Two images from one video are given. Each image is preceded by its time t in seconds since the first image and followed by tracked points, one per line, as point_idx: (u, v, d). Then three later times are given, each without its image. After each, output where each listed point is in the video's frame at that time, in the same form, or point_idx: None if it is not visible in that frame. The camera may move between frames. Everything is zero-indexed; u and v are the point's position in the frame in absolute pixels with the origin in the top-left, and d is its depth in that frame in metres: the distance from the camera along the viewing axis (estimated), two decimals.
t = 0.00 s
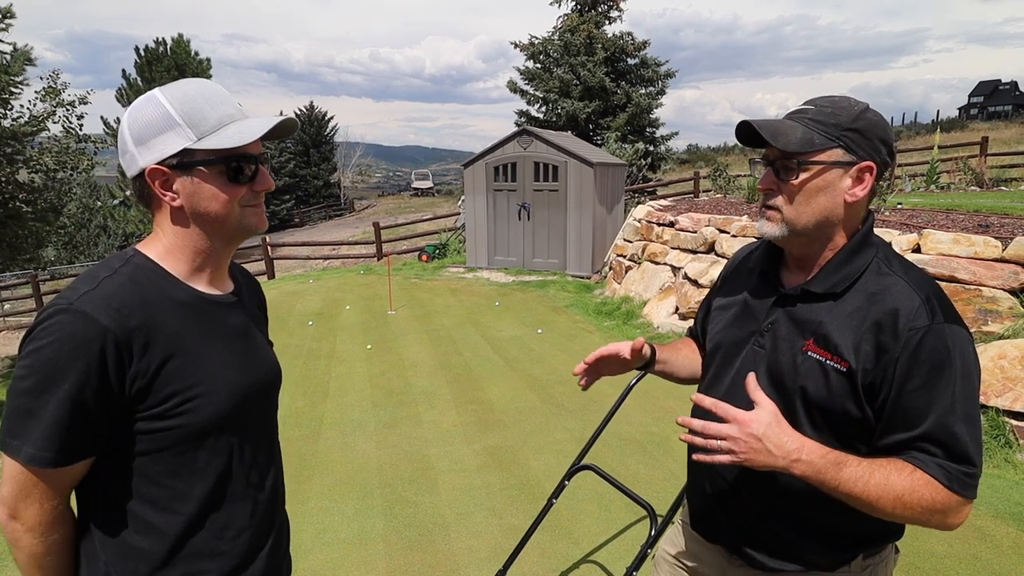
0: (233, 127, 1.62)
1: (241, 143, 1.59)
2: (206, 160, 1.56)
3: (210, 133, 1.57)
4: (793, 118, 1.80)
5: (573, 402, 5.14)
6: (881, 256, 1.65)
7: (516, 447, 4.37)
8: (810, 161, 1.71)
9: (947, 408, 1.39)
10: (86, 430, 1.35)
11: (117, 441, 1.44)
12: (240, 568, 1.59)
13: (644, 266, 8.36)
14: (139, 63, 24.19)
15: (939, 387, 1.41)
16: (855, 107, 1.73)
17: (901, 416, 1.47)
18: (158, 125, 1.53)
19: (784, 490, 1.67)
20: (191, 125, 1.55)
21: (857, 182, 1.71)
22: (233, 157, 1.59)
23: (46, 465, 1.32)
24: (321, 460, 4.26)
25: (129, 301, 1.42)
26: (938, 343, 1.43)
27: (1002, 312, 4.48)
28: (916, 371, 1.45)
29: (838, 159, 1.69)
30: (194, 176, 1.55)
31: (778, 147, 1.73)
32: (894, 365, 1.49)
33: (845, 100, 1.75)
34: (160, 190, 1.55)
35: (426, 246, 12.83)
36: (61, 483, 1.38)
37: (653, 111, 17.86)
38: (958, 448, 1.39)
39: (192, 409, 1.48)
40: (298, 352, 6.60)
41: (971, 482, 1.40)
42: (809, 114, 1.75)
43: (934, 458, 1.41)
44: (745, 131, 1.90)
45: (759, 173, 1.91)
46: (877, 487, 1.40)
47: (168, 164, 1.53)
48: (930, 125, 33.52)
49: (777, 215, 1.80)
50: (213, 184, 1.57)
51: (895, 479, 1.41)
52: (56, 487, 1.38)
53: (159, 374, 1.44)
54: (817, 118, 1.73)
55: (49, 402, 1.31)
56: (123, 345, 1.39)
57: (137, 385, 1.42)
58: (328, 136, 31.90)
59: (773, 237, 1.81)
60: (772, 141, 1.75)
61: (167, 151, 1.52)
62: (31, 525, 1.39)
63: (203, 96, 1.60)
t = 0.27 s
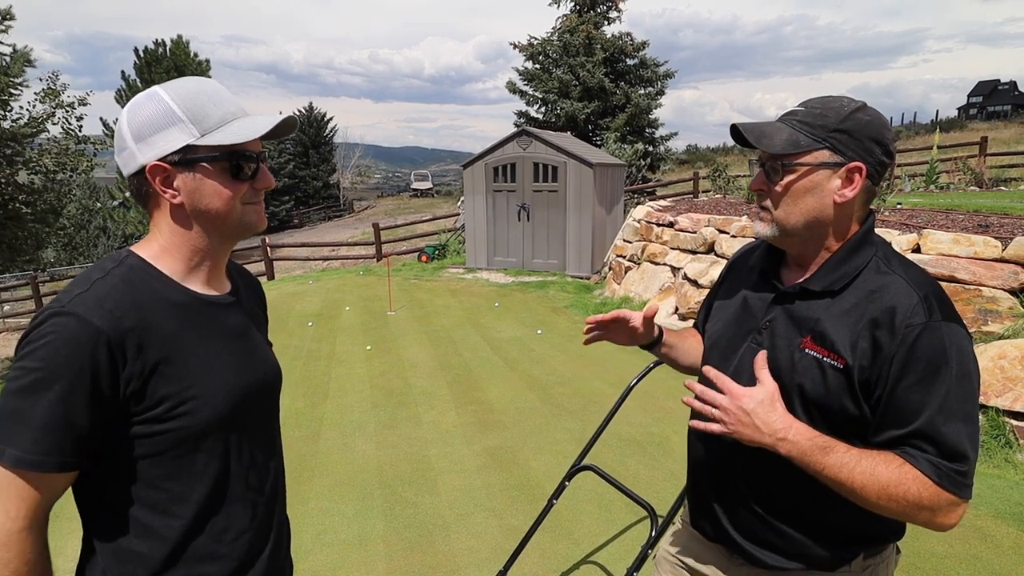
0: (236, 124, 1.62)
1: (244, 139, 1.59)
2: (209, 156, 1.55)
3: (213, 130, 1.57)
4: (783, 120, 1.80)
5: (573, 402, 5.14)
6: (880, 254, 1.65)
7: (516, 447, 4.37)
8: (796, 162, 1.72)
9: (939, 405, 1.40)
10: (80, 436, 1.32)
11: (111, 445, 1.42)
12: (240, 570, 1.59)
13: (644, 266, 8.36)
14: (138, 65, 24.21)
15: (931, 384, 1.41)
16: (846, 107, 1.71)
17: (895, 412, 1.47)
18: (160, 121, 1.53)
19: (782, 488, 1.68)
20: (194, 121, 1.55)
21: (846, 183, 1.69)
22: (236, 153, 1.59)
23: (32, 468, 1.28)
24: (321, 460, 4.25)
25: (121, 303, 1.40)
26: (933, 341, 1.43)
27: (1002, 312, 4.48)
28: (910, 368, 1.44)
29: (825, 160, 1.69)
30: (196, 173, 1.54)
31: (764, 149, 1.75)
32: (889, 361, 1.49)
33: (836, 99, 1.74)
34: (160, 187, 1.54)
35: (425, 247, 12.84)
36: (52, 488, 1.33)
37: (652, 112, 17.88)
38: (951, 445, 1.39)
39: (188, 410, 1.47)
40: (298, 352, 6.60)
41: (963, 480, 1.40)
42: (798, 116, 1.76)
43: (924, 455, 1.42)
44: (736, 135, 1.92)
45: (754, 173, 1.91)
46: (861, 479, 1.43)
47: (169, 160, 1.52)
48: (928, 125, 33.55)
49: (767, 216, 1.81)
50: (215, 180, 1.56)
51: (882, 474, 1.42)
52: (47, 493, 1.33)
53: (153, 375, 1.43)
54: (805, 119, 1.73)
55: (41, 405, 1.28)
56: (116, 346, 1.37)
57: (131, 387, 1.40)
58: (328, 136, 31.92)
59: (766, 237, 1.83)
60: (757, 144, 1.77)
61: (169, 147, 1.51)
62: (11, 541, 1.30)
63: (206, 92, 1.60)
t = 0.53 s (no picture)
0: (237, 121, 1.64)
1: (244, 135, 1.61)
2: (211, 152, 1.56)
3: (215, 127, 1.58)
4: (767, 128, 1.83)
5: (573, 403, 5.14)
6: (879, 256, 1.65)
7: (516, 448, 4.38)
8: (779, 169, 1.74)
9: (933, 406, 1.41)
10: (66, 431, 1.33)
11: (100, 440, 1.43)
12: (239, 570, 1.60)
13: (642, 266, 8.38)
14: (136, 66, 24.19)
15: (925, 386, 1.42)
16: (828, 110, 1.71)
17: (889, 412, 1.48)
18: (160, 118, 1.53)
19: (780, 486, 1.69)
20: (196, 118, 1.56)
21: (833, 185, 1.70)
22: (237, 149, 1.60)
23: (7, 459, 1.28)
24: (320, 461, 4.26)
25: (113, 302, 1.40)
26: (929, 343, 1.44)
27: (1000, 312, 4.48)
28: (906, 369, 1.45)
29: (809, 165, 1.70)
30: (196, 169, 1.55)
31: (748, 159, 1.79)
32: (884, 362, 1.50)
33: (816, 103, 1.75)
34: (161, 183, 1.54)
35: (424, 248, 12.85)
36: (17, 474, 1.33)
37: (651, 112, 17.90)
38: (943, 446, 1.40)
39: (181, 410, 1.47)
40: (297, 353, 6.60)
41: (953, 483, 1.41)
42: (781, 124, 1.78)
43: (914, 456, 1.43)
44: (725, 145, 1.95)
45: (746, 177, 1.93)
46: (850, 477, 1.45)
47: (170, 157, 1.52)
48: (927, 125, 33.59)
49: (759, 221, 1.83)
50: (217, 177, 1.57)
51: (872, 475, 1.44)
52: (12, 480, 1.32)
53: (146, 374, 1.43)
54: (787, 127, 1.75)
55: (19, 400, 1.28)
56: (107, 344, 1.37)
57: (122, 386, 1.40)
58: (326, 137, 31.92)
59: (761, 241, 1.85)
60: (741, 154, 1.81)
61: (170, 144, 1.52)
62: None
63: (206, 90, 1.61)
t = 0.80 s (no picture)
0: (241, 118, 1.64)
1: (247, 131, 1.61)
2: (215, 148, 1.55)
3: (219, 122, 1.58)
4: (746, 145, 1.82)
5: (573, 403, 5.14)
6: (882, 257, 1.64)
7: (516, 448, 4.37)
8: (767, 187, 1.72)
9: (936, 410, 1.40)
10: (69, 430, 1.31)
11: (101, 440, 1.41)
12: (241, 570, 1.59)
13: (642, 266, 8.37)
14: (136, 66, 24.17)
15: (927, 390, 1.41)
16: (805, 122, 1.70)
17: (892, 415, 1.47)
18: (164, 113, 1.52)
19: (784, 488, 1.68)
20: (200, 114, 1.55)
21: (823, 195, 1.69)
22: (238, 144, 1.60)
23: (11, 458, 1.26)
24: (320, 461, 4.25)
25: (116, 300, 1.39)
26: (932, 345, 1.43)
27: (1001, 312, 4.47)
28: (909, 372, 1.44)
29: (796, 178, 1.69)
30: (200, 165, 1.54)
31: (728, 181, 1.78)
32: (887, 365, 1.49)
33: (792, 116, 1.73)
34: (163, 180, 1.52)
35: (424, 247, 12.84)
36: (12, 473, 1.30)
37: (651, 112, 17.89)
38: (947, 451, 1.39)
39: (185, 408, 1.45)
40: (297, 353, 6.60)
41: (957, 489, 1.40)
42: (759, 140, 1.78)
43: (917, 459, 1.42)
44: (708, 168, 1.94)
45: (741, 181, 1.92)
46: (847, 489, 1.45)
47: (173, 153, 1.51)
48: (927, 125, 33.56)
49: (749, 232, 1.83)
50: (220, 172, 1.56)
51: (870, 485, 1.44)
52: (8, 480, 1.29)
53: (149, 372, 1.42)
54: (766, 144, 1.74)
55: (19, 398, 1.26)
56: (111, 343, 1.36)
57: (125, 384, 1.38)
58: (326, 137, 31.91)
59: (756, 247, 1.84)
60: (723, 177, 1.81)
61: (174, 139, 1.51)
62: None
63: (209, 87, 1.61)
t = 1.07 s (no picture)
0: (247, 117, 1.64)
1: (252, 131, 1.60)
2: (218, 144, 1.55)
3: (224, 120, 1.58)
4: (742, 141, 1.82)
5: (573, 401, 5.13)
6: (879, 253, 1.64)
7: (516, 446, 4.37)
8: (761, 182, 1.72)
9: (933, 407, 1.39)
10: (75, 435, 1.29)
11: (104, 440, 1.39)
12: (243, 567, 1.58)
13: (642, 264, 8.36)
14: (135, 64, 24.13)
15: (923, 389, 1.41)
16: (798, 118, 1.69)
17: (890, 413, 1.47)
18: (170, 106, 1.52)
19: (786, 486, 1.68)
20: (206, 111, 1.55)
21: (818, 191, 1.68)
22: (241, 143, 1.59)
23: (23, 466, 1.24)
24: (320, 459, 4.25)
25: (114, 298, 1.37)
26: (929, 342, 1.42)
27: (1001, 309, 4.46)
28: (906, 369, 1.44)
29: (790, 174, 1.68)
30: (201, 160, 1.53)
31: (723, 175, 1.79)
32: (883, 363, 1.49)
33: (785, 112, 1.72)
34: (163, 173, 1.51)
35: (423, 245, 12.83)
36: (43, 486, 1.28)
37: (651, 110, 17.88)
38: (944, 449, 1.39)
39: (187, 404, 1.44)
40: (297, 351, 6.59)
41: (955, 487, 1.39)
42: (754, 136, 1.77)
43: (914, 457, 1.41)
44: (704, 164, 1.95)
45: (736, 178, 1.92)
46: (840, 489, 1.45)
47: (175, 147, 1.50)
48: (927, 123, 33.52)
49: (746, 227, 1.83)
50: (221, 169, 1.55)
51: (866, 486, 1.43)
52: (38, 491, 1.28)
53: (151, 369, 1.40)
54: (761, 138, 1.74)
55: (27, 402, 1.24)
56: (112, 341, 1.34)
57: (129, 381, 1.37)
58: (326, 135, 31.88)
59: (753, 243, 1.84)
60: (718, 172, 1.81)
61: (178, 132, 1.50)
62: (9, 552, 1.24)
63: (218, 86, 1.61)
